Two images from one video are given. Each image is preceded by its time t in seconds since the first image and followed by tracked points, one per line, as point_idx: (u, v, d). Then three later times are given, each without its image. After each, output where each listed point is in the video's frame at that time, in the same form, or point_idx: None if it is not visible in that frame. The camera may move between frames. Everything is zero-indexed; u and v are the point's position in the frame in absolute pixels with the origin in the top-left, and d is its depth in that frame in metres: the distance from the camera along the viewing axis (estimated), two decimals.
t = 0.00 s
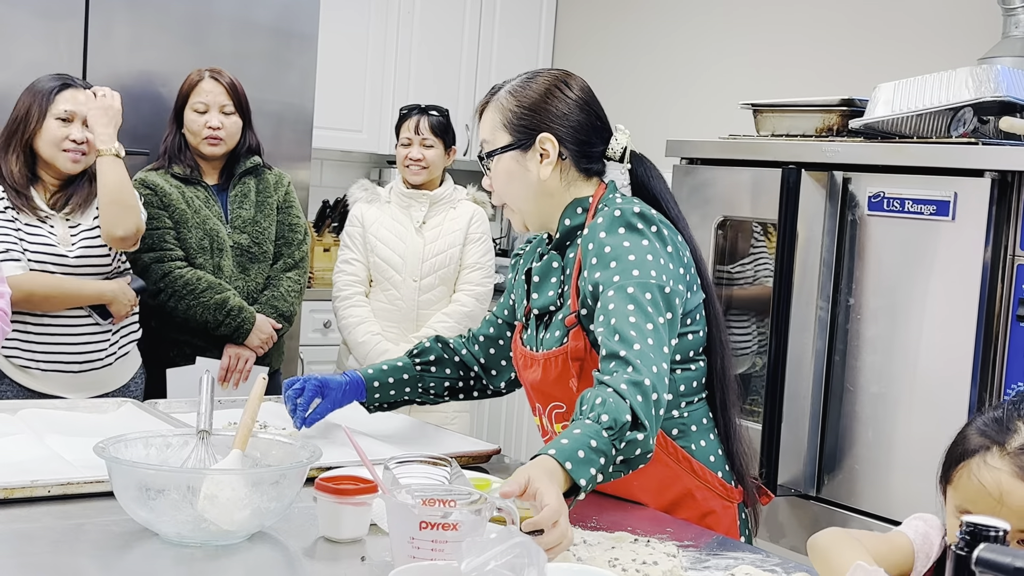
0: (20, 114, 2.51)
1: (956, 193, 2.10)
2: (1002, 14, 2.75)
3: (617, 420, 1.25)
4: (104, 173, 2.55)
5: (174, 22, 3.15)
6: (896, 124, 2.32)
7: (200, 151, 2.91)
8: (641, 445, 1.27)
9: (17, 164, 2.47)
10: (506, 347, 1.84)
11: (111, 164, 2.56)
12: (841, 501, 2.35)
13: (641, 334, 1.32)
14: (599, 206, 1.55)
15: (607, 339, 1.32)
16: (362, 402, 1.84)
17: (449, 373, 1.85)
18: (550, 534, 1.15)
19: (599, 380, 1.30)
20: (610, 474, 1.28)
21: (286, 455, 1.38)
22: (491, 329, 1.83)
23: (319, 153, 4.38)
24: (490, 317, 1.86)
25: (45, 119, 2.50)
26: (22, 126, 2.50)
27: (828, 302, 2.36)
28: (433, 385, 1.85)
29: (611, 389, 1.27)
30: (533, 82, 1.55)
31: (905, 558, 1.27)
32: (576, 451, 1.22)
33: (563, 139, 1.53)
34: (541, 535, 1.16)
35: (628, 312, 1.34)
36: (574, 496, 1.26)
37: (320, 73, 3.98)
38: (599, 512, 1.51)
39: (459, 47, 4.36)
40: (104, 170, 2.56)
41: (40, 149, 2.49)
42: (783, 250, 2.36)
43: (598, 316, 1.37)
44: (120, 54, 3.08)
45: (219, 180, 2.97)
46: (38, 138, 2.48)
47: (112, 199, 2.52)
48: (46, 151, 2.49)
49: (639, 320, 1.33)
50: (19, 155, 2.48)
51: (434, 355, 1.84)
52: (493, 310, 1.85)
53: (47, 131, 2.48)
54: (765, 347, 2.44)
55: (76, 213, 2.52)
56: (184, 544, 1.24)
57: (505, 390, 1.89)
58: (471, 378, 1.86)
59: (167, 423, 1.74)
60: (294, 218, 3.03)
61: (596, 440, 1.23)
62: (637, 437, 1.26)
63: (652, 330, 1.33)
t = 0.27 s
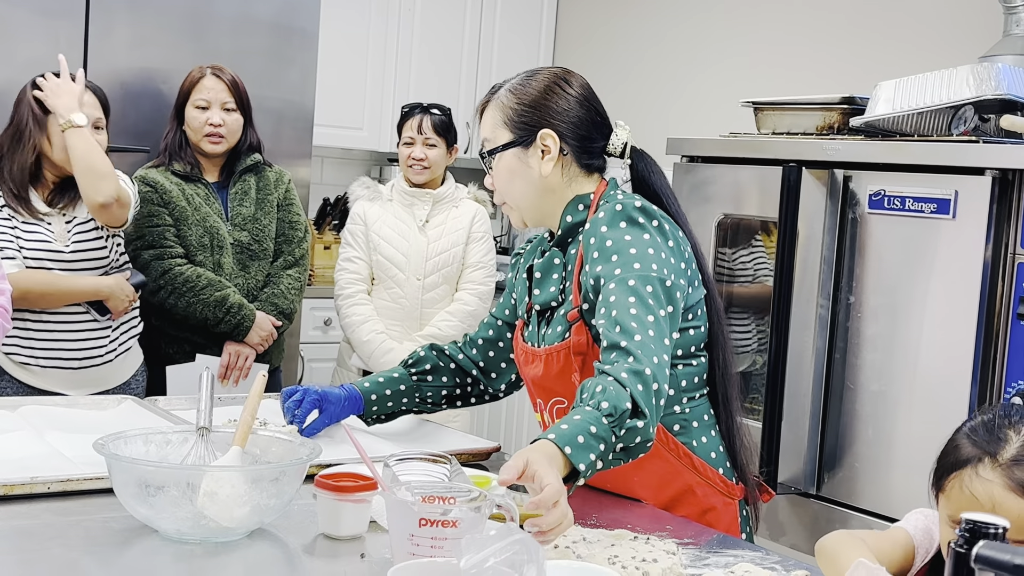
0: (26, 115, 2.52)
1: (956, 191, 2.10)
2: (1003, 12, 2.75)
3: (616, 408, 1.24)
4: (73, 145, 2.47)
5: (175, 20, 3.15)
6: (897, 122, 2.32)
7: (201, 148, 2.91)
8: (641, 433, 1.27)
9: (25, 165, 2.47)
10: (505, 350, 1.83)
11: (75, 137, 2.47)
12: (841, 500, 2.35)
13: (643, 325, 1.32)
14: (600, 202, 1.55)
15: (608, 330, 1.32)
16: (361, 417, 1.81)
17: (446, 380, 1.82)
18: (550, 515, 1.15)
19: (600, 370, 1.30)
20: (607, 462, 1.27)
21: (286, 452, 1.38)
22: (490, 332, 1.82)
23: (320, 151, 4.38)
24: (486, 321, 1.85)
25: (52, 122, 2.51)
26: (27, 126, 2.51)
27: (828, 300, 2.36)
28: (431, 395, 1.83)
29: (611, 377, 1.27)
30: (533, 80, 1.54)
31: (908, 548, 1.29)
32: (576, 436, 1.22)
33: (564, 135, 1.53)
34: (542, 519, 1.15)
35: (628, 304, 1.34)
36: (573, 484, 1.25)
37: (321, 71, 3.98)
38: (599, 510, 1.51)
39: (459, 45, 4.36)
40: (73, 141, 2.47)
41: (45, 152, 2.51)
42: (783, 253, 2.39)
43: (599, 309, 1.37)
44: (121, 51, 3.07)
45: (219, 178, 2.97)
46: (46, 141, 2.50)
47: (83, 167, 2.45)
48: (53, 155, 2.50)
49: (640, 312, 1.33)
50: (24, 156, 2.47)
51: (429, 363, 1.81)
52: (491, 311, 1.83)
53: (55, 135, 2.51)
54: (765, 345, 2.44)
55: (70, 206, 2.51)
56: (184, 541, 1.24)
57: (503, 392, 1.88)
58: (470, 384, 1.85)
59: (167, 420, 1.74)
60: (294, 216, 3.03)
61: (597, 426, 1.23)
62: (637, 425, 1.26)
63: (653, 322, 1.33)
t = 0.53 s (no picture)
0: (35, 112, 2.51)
1: (958, 190, 2.10)
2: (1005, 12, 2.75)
3: (625, 411, 1.24)
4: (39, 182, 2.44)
5: (176, 18, 3.15)
6: (899, 121, 2.32)
7: (202, 146, 2.91)
8: (647, 437, 1.27)
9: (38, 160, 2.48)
10: (494, 342, 1.83)
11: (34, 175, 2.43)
12: (841, 499, 2.34)
13: (649, 328, 1.32)
14: (600, 202, 1.56)
15: (614, 335, 1.32)
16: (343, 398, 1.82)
17: (432, 368, 1.84)
18: (556, 514, 1.15)
19: (607, 373, 1.30)
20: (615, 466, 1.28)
21: (286, 450, 1.38)
22: (482, 325, 1.82)
23: (321, 149, 4.38)
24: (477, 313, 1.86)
25: (65, 116, 2.49)
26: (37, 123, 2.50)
27: (829, 299, 2.35)
28: (416, 380, 1.84)
29: (619, 380, 1.27)
30: (533, 79, 1.54)
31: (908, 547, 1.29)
32: (583, 438, 1.22)
33: (564, 136, 1.53)
34: (547, 518, 1.15)
35: (634, 308, 1.34)
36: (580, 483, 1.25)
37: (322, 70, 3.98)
38: (599, 509, 1.51)
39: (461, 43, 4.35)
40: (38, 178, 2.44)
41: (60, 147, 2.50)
42: (785, 242, 2.37)
43: (604, 312, 1.37)
44: (122, 49, 3.07)
45: (220, 176, 2.97)
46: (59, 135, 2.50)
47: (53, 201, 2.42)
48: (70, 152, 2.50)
49: (646, 316, 1.33)
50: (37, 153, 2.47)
51: (417, 350, 1.83)
52: (485, 306, 1.83)
53: (71, 129, 2.49)
54: (766, 345, 2.44)
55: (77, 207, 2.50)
56: (184, 539, 1.24)
57: (492, 385, 1.87)
58: (455, 373, 1.85)
59: (168, 418, 1.74)
60: (294, 214, 3.02)
61: (604, 428, 1.23)
62: (644, 429, 1.27)
63: (659, 326, 1.33)
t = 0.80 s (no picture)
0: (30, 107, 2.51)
1: (960, 190, 2.10)
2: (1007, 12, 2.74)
3: (635, 411, 1.24)
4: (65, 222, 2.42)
5: (178, 16, 3.15)
6: (901, 121, 2.32)
7: (204, 145, 2.91)
8: (656, 438, 1.27)
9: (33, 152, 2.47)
10: (482, 333, 1.85)
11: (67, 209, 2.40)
12: (843, 499, 2.34)
13: (657, 331, 1.32)
14: (598, 203, 1.55)
15: (622, 338, 1.32)
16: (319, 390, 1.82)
17: (410, 360, 1.85)
18: (563, 512, 1.14)
19: (616, 376, 1.30)
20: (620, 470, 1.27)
21: (287, 449, 1.38)
22: (468, 318, 1.83)
23: (323, 148, 4.38)
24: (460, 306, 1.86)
25: (57, 106, 2.49)
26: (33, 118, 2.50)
27: (831, 299, 2.35)
28: (393, 371, 1.85)
29: (629, 382, 1.27)
30: (528, 81, 1.54)
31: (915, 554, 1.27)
32: (593, 436, 1.21)
33: (560, 139, 1.53)
34: (554, 515, 1.15)
35: (641, 310, 1.34)
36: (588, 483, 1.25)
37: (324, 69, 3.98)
38: (601, 509, 1.51)
39: (463, 42, 4.35)
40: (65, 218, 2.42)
41: (52, 138, 2.49)
42: (785, 249, 2.39)
43: (611, 315, 1.37)
44: (124, 48, 3.07)
45: (222, 175, 2.97)
46: (50, 126, 2.48)
47: (88, 240, 2.44)
48: (60, 140, 2.49)
49: (653, 318, 1.33)
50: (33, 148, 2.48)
51: (395, 342, 1.84)
52: (473, 299, 1.85)
53: (61, 119, 2.48)
54: (767, 344, 2.44)
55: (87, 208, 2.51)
56: (186, 538, 1.24)
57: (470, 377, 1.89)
58: (433, 364, 1.86)
59: (170, 417, 1.74)
60: (296, 213, 3.03)
61: (614, 428, 1.23)
62: (654, 430, 1.26)
63: (666, 328, 1.33)
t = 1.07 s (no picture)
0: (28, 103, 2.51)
1: (963, 189, 2.09)
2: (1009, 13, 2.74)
3: (639, 411, 1.23)
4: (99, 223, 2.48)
5: (181, 15, 3.15)
6: (904, 120, 2.32)
7: (206, 143, 2.90)
8: (661, 439, 1.27)
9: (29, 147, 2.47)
10: (474, 327, 1.85)
11: (109, 214, 2.47)
12: (845, 499, 2.34)
13: (660, 331, 1.32)
14: (600, 202, 1.55)
15: (625, 339, 1.31)
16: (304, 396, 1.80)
17: (394, 360, 1.84)
18: (565, 508, 1.15)
19: (620, 376, 1.30)
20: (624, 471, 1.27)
21: (290, 448, 1.38)
22: (460, 312, 1.84)
23: (324, 147, 4.38)
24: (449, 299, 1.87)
25: (51, 102, 2.49)
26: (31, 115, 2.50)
27: (834, 297, 2.36)
28: (377, 373, 1.84)
29: (634, 382, 1.27)
30: (529, 79, 1.54)
31: (923, 557, 1.25)
32: (598, 434, 1.21)
33: (561, 139, 1.53)
34: (558, 511, 1.15)
35: (645, 311, 1.34)
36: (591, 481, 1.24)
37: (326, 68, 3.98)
38: (604, 507, 1.51)
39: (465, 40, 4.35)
40: (101, 222, 2.48)
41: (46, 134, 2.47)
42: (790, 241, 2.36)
43: (614, 315, 1.36)
44: (125, 47, 3.07)
45: (224, 173, 2.97)
46: (45, 122, 2.48)
47: (114, 250, 2.49)
48: (53, 136, 2.47)
49: (657, 319, 1.33)
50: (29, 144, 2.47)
51: (377, 343, 1.83)
52: (464, 291, 1.85)
53: (55, 114, 2.48)
54: (768, 342, 2.44)
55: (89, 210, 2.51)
56: (188, 536, 1.24)
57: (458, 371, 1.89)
58: (419, 362, 1.85)
59: (172, 415, 1.74)
60: (298, 212, 3.02)
61: (618, 427, 1.22)
62: (659, 430, 1.26)
63: (670, 329, 1.33)
